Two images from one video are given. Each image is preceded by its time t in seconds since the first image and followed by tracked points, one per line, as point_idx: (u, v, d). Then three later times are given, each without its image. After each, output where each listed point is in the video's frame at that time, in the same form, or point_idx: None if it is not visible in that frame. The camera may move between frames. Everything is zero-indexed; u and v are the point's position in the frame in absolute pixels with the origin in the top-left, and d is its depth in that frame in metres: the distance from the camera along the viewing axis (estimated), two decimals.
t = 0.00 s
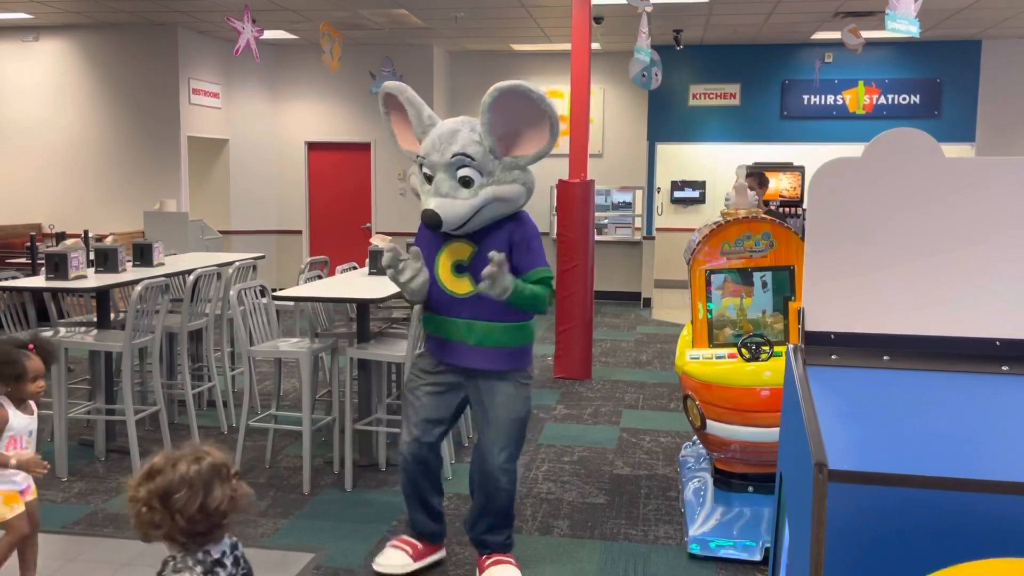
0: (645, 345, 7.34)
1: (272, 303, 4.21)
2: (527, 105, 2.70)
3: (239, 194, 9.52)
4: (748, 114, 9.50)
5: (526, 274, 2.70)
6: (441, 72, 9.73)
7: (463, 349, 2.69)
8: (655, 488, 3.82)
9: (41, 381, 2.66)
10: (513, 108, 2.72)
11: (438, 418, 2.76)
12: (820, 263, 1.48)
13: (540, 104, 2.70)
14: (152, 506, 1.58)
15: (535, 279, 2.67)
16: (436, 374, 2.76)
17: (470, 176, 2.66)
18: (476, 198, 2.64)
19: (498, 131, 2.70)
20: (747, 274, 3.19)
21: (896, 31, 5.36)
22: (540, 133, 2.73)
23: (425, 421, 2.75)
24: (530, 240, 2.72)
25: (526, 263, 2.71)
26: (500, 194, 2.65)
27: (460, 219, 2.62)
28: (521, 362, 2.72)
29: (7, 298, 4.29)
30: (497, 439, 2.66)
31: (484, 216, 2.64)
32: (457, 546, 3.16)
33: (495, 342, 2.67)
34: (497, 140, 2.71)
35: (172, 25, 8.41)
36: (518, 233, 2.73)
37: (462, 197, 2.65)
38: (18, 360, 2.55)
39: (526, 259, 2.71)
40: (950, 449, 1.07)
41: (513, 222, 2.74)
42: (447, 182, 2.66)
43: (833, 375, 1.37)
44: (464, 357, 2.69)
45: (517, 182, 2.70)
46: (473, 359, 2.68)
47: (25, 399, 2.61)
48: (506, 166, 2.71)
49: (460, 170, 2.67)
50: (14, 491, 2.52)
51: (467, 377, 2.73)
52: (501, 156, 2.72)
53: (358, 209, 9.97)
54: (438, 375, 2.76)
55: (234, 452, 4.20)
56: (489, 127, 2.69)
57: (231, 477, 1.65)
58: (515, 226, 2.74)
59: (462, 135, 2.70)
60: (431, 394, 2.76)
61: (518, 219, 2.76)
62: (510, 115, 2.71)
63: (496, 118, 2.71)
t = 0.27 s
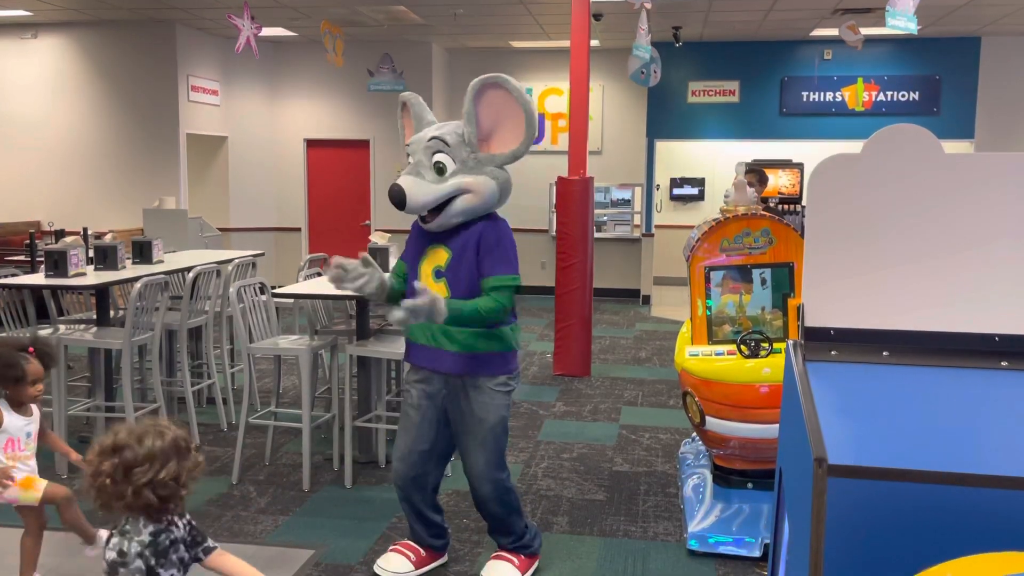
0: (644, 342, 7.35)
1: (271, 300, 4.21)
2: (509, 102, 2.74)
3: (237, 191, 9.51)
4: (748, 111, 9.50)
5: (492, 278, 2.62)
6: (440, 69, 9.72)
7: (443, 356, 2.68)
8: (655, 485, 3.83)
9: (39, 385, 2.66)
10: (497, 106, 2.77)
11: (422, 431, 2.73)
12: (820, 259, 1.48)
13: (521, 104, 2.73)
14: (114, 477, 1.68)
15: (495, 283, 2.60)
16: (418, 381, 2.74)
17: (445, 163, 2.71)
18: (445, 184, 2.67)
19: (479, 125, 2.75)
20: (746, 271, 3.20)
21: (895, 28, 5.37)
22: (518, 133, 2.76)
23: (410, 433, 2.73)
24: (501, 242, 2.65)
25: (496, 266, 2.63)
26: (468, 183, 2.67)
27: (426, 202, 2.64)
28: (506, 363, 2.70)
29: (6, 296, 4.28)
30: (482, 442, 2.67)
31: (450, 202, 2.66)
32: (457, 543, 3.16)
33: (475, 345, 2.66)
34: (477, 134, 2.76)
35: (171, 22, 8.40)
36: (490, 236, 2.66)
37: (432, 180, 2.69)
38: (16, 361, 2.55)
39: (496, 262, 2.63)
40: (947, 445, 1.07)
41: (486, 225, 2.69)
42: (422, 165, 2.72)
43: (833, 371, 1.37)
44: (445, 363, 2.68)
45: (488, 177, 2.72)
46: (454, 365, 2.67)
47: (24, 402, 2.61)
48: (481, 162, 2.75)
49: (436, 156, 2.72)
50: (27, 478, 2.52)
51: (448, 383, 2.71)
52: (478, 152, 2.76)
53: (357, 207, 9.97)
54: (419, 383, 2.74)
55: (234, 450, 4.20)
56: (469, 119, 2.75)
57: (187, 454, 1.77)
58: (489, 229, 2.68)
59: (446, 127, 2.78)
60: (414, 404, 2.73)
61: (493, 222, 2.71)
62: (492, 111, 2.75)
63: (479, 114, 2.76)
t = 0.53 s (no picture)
0: (643, 339, 7.35)
1: (271, 297, 4.21)
2: (480, 88, 2.70)
3: (236, 188, 9.51)
4: (747, 108, 9.49)
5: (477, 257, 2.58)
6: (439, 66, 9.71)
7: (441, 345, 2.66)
8: (654, 482, 3.83)
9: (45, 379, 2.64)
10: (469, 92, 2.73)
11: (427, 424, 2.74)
12: (819, 255, 1.48)
13: (492, 86, 2.69)
14: (116, 475, 1.72)
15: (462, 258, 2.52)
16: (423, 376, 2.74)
17: (428, 159, 2.69)
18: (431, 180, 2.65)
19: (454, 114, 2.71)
20: (745, 268, 3.19)
21: (895, 25, 5.38)
22: (496, 114, 2.71)
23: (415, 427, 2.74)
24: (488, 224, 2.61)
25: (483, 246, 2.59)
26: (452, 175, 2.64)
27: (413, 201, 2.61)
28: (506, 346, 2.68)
29: (6, 293, 4.28)
30: (488, 434, 2.67)
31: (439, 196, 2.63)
32: (457, 539, 3.16)
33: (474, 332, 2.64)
34: (456, 124, 2.72)
35: (169, 19, 8.39)
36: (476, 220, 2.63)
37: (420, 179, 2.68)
38: (21, 355, 2.54)
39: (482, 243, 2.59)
40: (947, 440, 1.07)
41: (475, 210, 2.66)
42: (406, 166, 2.71)
43: (833, 367, 1.37)
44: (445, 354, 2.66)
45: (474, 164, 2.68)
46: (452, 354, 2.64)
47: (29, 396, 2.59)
48: (464, 150, 2.71)
49: (419, 154, 2.71)
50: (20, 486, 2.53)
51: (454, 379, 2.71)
52: (461, 142, 2.73)
53: (356, 204, 9.97)
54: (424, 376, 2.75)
55: (234, 447, 4.20)
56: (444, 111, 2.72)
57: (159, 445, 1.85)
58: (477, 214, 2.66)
59: (423, 122, 2.76)
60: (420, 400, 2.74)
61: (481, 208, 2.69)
62: (465, 99, 2.72)
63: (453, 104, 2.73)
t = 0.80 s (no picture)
0: (643, 336, 7.35)
1: (271, 295, 4.21)
2: (492, 93, 2.74)
3: (236, 186, 9.50)
4: (747, 105, 9.49)
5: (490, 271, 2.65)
6: (438, 63, 9.70)
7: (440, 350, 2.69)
8: (654, 479, 3.83)
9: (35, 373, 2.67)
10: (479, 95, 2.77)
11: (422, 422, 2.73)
12: (819, 252, 1.49)
13: (504, 95, 2.73)
14: (82, 472, 1.76)
15: (505, 276, 2.63)
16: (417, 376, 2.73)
17: (430, 154, 2.71)
18: (431, 174, 2.67)
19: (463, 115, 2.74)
20: (745, 265, 3.19)
21: (894, 21, 5.38)
22: (504, 122, 2.75)
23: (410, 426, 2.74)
24: (494, 232, 2.66)
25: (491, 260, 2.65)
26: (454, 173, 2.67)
27: (409, 190, 2.64)
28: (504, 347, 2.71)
29: (5, 291, 4.28)
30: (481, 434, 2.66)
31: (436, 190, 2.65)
32: (457, 536, 3.17)
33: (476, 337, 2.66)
34: (462, 124, 2.75)
35: (168, 17, 8.38)
36: (478, 228, 2.68)
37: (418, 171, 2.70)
38: (13, 349, 2.56)
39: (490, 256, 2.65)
40: (945, 436, 1.08)
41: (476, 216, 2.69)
42: (406, 156, 2.72)
43: (833, 363, 1.37)
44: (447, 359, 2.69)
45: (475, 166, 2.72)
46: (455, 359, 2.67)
47: (20, 390, 2.60)
48: (467, 151, 2.75)
49: (421, 147, 2.72)
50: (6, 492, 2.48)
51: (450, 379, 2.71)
52: (464, 142, 2.76)
53: (356, 201, 9.96)
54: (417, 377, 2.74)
55: (234, 444, 4.20)
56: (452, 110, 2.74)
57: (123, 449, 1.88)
58: (477, 220, 2.69)
59: (429, 116, 2.77)
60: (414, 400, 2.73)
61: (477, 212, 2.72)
62: (475, 102, 2.75)
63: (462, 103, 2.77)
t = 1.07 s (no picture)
0: (642, 334, 7.35)
1: (270, 293, 4.21)
2: (501, 105, 2.63)
3: (235, 184, 9.49)
4: (746, 103, 9.48)
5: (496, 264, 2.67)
6: (437, 61, 9.69)
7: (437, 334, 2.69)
8: (654, 476, 3.83)
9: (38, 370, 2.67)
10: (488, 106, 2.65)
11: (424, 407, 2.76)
12: (820, 248, 1.49)
13: (516, 105, 2.63)
14: None
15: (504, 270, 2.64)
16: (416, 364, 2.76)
17: (447, 176, 2.65)
18: (452, 199, 2.63)
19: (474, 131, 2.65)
20: (744, 262, 3.20)
21: (894, 18, 5.39)
22: (518, 131, 2.68)
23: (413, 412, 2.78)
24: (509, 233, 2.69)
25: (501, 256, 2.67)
26: (476, 196, 2.63)
27: (430, 219, 2.62)
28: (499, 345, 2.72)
29: (5, 289, 4.28)
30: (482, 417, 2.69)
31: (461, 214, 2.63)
32: (457, 534, 3.17)
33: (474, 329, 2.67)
34: (473, 138, 2.67)
35: (167, 14, 8.36)
36: (492, 225, 2.70)
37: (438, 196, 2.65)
38: (12, 347, 2.55)
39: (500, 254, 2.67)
40: (946, 433, 1.07)
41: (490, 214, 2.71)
42: (422, 180, 2.66)
43: (834, 360, 1.37)
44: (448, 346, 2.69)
45: (494, 181, 2.67)
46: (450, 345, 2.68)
47: (25, 388, 2.61)
48: (483, 165, 2.68)
49: (435, 170, 2.65)
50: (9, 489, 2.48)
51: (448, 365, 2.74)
52: (479, 155, 2.69)
53: (355, 199, 9.96)
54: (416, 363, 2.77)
55: (234, 442, 4.20)
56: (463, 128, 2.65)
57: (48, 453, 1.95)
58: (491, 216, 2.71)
59: (438, 133, 2.66)
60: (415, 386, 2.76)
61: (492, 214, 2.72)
62: (486, 115, 2.65)
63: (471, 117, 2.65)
